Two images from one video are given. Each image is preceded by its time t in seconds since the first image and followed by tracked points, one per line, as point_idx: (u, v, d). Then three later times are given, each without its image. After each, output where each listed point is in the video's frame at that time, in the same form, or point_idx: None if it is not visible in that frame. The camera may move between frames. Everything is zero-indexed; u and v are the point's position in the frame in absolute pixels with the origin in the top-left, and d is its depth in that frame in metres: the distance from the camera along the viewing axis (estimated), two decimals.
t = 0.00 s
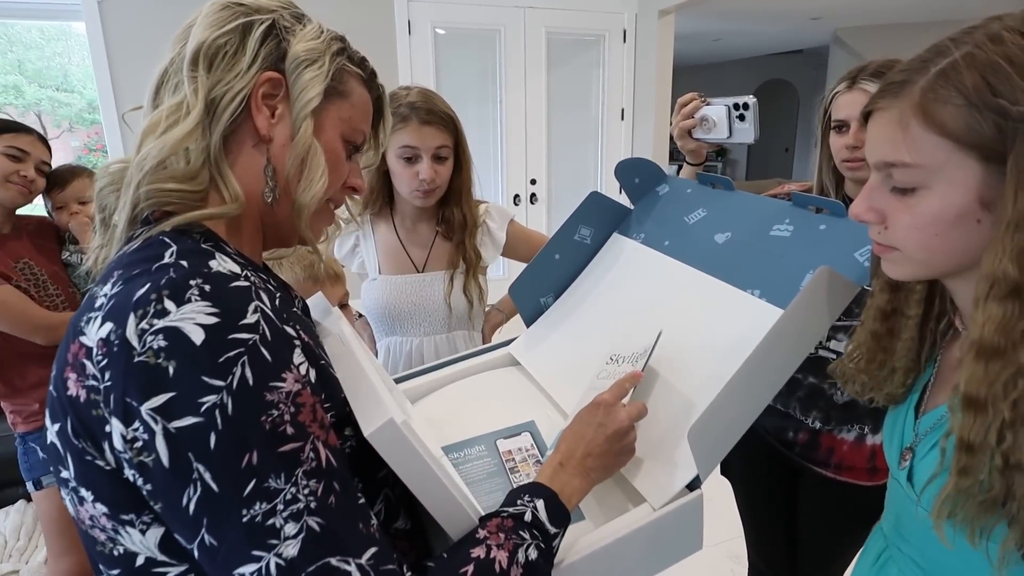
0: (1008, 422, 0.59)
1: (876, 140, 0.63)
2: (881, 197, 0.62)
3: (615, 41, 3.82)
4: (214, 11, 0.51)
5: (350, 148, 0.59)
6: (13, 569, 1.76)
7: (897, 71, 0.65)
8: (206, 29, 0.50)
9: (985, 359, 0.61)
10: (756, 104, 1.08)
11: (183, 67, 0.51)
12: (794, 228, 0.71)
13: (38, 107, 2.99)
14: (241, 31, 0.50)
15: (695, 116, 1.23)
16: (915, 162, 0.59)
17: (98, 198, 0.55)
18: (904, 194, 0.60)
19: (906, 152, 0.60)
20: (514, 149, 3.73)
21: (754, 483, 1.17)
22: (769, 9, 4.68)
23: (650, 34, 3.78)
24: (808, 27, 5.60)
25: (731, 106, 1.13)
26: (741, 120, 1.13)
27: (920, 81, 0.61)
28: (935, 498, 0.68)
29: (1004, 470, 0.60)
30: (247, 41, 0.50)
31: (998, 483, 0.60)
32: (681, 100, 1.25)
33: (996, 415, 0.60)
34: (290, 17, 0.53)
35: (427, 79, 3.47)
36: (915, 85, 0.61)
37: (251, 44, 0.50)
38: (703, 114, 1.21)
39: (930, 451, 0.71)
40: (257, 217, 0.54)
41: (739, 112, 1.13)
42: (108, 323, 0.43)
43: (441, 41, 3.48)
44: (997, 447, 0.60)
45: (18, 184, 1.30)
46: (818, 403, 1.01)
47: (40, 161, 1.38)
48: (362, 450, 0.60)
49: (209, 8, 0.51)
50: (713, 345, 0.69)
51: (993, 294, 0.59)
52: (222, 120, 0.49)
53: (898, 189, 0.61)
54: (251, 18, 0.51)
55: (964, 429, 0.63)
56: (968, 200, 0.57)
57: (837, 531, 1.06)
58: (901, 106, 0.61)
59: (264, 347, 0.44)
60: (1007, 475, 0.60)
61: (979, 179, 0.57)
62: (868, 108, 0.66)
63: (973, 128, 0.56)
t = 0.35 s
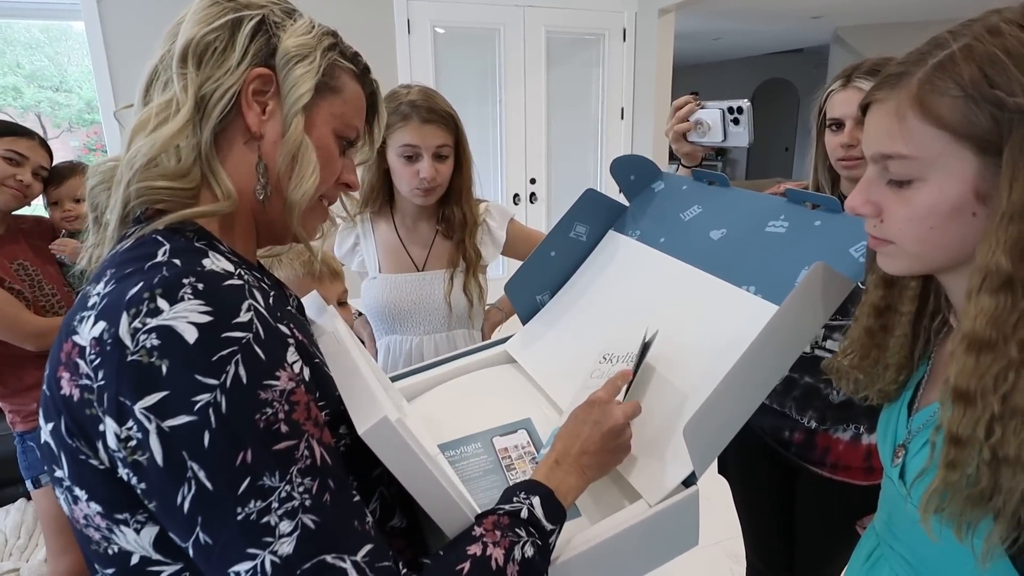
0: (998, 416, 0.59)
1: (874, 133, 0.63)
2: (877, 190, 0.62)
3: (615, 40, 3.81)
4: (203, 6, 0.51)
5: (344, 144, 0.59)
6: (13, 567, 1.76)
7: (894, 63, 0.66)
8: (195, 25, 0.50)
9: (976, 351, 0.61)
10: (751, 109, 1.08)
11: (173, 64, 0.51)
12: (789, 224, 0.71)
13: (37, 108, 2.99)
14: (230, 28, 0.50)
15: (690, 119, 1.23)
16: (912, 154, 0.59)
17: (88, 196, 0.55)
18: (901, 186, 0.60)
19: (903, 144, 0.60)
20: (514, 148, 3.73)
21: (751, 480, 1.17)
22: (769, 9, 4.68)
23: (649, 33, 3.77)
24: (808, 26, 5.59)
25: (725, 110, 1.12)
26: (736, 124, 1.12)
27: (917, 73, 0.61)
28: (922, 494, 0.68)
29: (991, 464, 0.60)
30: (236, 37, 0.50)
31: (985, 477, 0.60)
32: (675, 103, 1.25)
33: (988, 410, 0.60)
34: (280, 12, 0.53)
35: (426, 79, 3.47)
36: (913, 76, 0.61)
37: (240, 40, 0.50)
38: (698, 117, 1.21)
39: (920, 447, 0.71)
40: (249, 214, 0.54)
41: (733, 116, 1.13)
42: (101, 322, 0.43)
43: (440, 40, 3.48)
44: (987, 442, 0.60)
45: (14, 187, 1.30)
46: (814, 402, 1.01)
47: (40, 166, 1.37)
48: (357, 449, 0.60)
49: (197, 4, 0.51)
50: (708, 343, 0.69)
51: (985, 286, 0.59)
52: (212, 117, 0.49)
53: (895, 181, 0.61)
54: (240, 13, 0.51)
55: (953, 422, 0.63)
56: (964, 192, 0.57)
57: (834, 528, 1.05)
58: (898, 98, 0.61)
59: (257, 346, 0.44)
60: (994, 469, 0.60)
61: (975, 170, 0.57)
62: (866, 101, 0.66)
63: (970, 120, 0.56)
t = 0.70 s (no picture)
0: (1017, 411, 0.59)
1: (890, 120, 0.62)
2: (893, 179, 0.62)
3: (618, 36, 3.80)
4: (197, 0, 0.51)
5: (340, 137, 0.59)
6: (18, 562, 1.78)
7: (914, 49, 0.66)
8: (189, 19, 0.50)
9: (997, 344, 0.61)
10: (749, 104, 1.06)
11: (167, 59, 0.51)
12: (793, 219, 0.70)
13: (41, 106, 3.01)
14: (224, 21, 0.50)
15: (688, 116, 1.23)
16: (930, 141, 0.58)
17: (88, 193, 0.56)
18: (918, 175, 0.60)
19: (922, 131, 0.59)
20: (516, 145, 3.73)
21: (752, 474, 1.16)
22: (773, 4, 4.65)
23: (652, 30, 3.76)
24: (812, 22, 5.57)
25: (723, 106, 1.11)
26: (734, 120, 1.11)
27: (939, 59, 0.61)
28: (935, 492, 0.68)
29: (1010, 460, 0.60)
30: (230, 31, 0.50)
31: (1004, 473, 0.60)
32: (674, 99, 1.24)
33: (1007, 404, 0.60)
34: (274, 5, 0.53)
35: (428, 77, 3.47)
36: (934, 62, 0.61)
37: (234, 34, 0.50)
38: (696, 114, 1.20)
39: (932, 445, 0.70)
40: (245, 208, 0.54)
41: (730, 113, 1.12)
42: (96, 316, 0.43)
43: (443, 37, 3.47)
44: (1006, 437, 0.60)
45: (15, 187, 1.30)
46: (812, 399, 1.01)
47: (43, 166, 1.38)
48: (353, 445, 0.60)
49: None
50: (708, 339, 0.69)
51: (1006, 277, 0.59)
52: (206, 111, 0.50)
53: (911, 170, 0.60)
54: (234, 7, 0.51)
55: (972, 416, 0.62)
56: (983, 180, 0.57)
57: (834, 523, 1.05)
58: (918, 84, 0.60)
59: (252, 340, 0.44)
60: (1013, 465, 0.60)
61: (997, 158, 0.56)
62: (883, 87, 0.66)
63: (991, 105, 0.56)
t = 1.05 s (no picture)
0: None
1: (920, 115, 0.61)
2: (920, 177, 0.61)
3: (623, 35, 3.79)
4: (199, 2, 0.51)
5: (344, 137, 0.59)
6: (26, 560, 1.79)
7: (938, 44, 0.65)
8: (191, 21, 0.50)
9: None
10: (750, 105, 1.06)
11: (170, 62, 0.51)
12: (800, 222, 0.70)
13: (50, 107, 3.04)
14: (226, 23, 0.50)
15: (689, 116, 1.22)
16: (962, 137, 0.57)
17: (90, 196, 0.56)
18: (946, 172, 0.59)
19: (953, 128, 0.58)
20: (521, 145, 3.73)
21: (756, 474, 1.15)
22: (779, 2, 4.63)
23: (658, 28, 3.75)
24: (819, 19, 5.53)
25: (724, 106, 1.10)
26: (735, 119, 1.10)
27: (970, 52, 0.60)
28: (965, 500, 0.67)
29: None
30: (233, 33, 0.50)
31: None
32: (676, 100, 1.23)
33: None
34: (276, 5, 0.53)
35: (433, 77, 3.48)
36: (966, 56, 0.60)
37: (237, 36, 0.50)
38: (697, 114, 1.19)
39: (959, 452, 0.70)
40: (249, 209, 0.54)
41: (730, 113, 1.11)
42: (98, 317, 0.43)
43: (448, 36, 3.47)
44: None
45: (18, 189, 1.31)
46: (817, 400, 1.00)
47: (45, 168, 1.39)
48: (356, 444, 0.60)
49: None
50: (714, 342, 0.68)
51: None
52: (210, 114, 0.50)
53: (938, 168, 0.60)
54: (237, 8, 0.51)
55: (1007, 422, 0.61)
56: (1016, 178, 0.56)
57: (840, 523, 1.04)
58: (951, 78, 0.59)
59: (254, 339, 0.44)
60: None
61: None
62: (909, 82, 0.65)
63: None
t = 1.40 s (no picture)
0: None
1: (933, 120, 0.62)
2: (934, 181, 0.61)
3: (627, 36, 3.79)
4: (206, 13, 0.51)
5: (357, 138, 0.60)
6: (32, 559, 1.80)
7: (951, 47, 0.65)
8: (199, 36, 0.50)
9: None
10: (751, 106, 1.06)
11: (181, 77, 0.52)
12: (803, 226, 0.70)
13: (57, 108, 3.07)
14: (236, 34, 0.50)
15: (692, 118, 1.21)
16: (976, 140, 0.57)
17: (99, 209, 0.56)
18: (960, 176, 0.59)
19: (967, 131, 0.58)
20: (525, 145, 3.73)
21: (761, 476, 1.15)
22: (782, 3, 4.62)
23: (661, 29, 3.75)
24: (823, 19, 5.51)
25: (726, 108, 1.10)
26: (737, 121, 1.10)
27: (984, 55, 0.60)
28: (984, 507, 0.66)
29: None
30: (243, 44, 0.50)
31: None
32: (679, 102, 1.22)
33: None
34: (283, 10, 0.53)
35: (437, 78, 3.49)
36: (979, 59, 0.60)
37: (247, 47, 0.50)
38: (699, 116, 1.19)
39: (975, 459, 0.70)
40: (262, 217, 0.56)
41: (732, 114, 1.11)
42: (103, 315, 0.44)
43: (452, 37, 3.47)
44: None
45: (26, 192, 1.32)
46: (823, 400, 1.00)
47: (53, 171, 1.40)
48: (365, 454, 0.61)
49: (200, 11, 0.51)
50: (716, 344, 0.68)
51: None
52: (225, 130, 0.51)
53: (952, 171, 0.60)
54: (245, 17, 0.51)
55: None
56: None
57: (847, 527, 1.04)
58: (965, 81, 0.59)
59: (262, 312, 0.45)
60: None
61: None
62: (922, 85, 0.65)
63: None
